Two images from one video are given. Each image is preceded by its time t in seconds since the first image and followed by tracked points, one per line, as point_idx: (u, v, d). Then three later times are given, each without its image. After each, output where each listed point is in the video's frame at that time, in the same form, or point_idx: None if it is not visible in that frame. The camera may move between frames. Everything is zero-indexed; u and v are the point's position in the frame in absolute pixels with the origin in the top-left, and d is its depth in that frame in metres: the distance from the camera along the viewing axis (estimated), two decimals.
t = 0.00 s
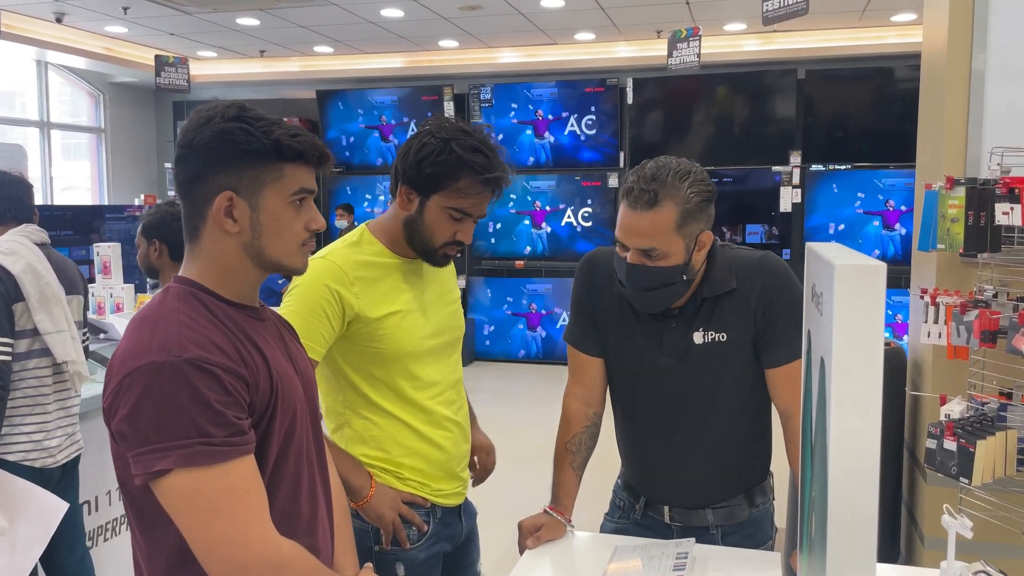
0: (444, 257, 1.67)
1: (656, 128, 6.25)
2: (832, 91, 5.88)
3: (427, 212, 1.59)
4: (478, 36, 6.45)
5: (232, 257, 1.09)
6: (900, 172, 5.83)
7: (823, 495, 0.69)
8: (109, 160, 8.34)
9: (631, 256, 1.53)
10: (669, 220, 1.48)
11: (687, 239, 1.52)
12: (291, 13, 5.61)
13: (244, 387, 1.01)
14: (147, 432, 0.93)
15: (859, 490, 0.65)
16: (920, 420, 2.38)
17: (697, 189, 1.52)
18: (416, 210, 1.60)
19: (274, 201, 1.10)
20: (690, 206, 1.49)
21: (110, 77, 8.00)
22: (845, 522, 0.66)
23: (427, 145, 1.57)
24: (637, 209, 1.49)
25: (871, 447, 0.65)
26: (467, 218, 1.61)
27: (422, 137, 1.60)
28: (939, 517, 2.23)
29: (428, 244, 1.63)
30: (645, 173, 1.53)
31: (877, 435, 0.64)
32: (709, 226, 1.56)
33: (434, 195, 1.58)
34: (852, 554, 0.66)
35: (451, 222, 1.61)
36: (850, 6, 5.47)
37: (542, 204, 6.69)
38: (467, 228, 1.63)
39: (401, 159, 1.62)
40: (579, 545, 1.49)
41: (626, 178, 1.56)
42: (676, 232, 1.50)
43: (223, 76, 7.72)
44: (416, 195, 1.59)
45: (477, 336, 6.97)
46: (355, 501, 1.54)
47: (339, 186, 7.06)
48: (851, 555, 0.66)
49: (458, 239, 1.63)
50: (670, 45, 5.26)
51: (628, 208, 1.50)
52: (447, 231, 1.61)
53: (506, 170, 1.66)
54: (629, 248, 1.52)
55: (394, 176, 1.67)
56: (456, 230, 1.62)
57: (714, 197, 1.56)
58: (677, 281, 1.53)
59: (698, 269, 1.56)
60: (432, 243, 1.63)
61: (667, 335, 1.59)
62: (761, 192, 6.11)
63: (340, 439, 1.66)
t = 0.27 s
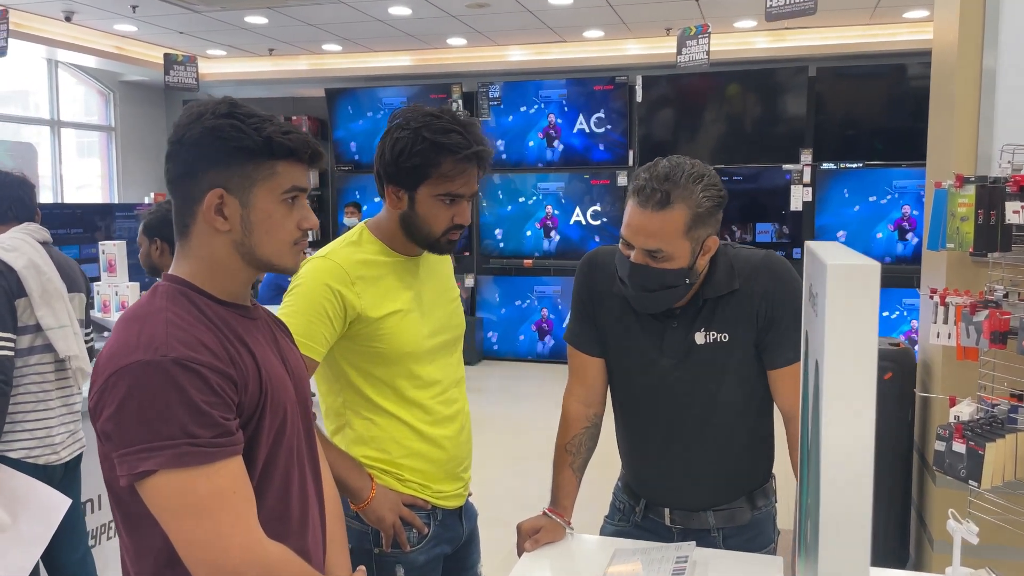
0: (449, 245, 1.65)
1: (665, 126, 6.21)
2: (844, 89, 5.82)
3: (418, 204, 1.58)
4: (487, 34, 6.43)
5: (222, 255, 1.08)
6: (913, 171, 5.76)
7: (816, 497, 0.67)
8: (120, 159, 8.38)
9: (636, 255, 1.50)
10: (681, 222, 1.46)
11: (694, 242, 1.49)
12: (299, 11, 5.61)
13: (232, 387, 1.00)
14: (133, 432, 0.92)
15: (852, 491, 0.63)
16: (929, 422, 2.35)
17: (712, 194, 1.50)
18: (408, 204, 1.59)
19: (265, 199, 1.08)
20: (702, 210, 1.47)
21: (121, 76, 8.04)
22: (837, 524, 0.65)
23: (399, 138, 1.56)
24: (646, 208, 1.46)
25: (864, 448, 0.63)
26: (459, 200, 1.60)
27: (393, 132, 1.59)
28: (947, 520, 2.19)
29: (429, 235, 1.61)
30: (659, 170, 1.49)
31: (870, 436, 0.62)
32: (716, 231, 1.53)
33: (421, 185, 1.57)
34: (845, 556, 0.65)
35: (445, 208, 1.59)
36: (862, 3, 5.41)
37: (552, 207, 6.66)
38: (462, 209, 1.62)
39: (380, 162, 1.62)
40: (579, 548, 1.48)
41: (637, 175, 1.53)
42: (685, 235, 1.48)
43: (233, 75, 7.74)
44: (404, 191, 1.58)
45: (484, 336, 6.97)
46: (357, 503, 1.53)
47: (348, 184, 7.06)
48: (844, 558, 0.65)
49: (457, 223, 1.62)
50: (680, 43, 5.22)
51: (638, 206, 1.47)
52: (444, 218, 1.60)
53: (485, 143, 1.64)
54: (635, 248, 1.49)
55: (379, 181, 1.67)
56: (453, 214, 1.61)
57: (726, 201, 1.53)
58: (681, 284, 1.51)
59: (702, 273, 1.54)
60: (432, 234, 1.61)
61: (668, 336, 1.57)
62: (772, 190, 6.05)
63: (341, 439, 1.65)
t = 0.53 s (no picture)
0: (442, 234, 1.62)
1: (672, 124, 6.17)
2: (853, 85, 5.76)
3: (405, 196, 1.57)
4: (493, 31, 6.41)
5: (209, 251, 1.06)
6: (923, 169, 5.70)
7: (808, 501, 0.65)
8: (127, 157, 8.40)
9: (634, 256, 1.48)
10: (677, 220, 1.43)
11: (693, 240, 1.47)
12: (305, 8, 5.60)
13: (216, 388, 0.98)
14: (113, 433, 0.90)
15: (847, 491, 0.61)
16: (938, 423, 2.33)
17: (707, 189, 1.48)
18: (395, 199, 1.58)
19: (253, 194, 1.07)
20: (699, 207, 1.45)
21: (128, 74, 8.06)
22: (831, 526, 0.62)
23: (378, 131, 1.56)
24: (642, 207, 1.44)
25: (859, 449, 0.60)
26: (446, 186, 1.58)
27: (371, 128, 1.58)
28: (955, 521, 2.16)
29: (420, 228, 1.59)
30: (653, 168, 1.48)
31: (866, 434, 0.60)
32: (715, 228, 1.51)
33: (406, 176, 1.55)
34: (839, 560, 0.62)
35: (433, 196, 1.57)
36: None
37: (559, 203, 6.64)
38: (450, 195, 1.60)
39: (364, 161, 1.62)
40: (577, 550, 1.45)
41: (630, 177, 1.51)
42: (682, 234, 1.45)
43: (239, 73, 7.75)
44: (389, 185, 1.57)
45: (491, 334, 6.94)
46: (351, 504, 1.50)
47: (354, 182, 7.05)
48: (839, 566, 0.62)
49: (448, 210, 1.59)
50: (687, 39, 5.18)
51: (633, 206, 1.45)
52: (434, 208, 1.58)
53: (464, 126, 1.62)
54: (632, 248, 1.47)
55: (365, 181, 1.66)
56: (442, 201, 1.58)
57: (724, 195, 1.51)
58: (681, 284, 1.48)
59: (703, 272, 1.51)
60: (422, 225, 1.59)
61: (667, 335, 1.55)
62: (780, 188, 6.00)
63: (335, 440, 1.63)
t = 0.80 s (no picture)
0: (447, 224, 1.60)
1: (673, 122, 6.13)
2: (856, 83, 5.73)
3: (407, 188, 1.54)
4: (494, 28, 6.37)
5: (206, 252, 1.03)
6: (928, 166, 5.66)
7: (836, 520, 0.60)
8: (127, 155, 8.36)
9: (638, 236, 1.48)
10: (682, 198, 1.43)
11: (699, 223, 1.46)
12: (306, 6, 5.56)
13: (214, 394, 0.95)
14: (107, 441, 0.87)
15: (873, 506, 0.56)
16: (945, 424, 2.27)
17: (714, 171, 1.48)
18: (396, 193, 1.55)
19: (252, 192, 1.03)
20: (704, 184, 1.44)
21: (128, 72, 8.02)
22: (862, 551, 0.56)
23: (373, 127, 1.55)
24: (648, 184, 1.44)
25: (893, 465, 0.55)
26: (446, 173, 1.57)
27: (364, 124, 1.57)
28: (965, 524, 2.13)
29: (424, 220, 1.56)
30: (660, 151, 1.49)
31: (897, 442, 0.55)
32: (722, 215, 1.49)
33: (407, 168, 1.54)
34: None
35: (435, 185, 1.56)
36: None
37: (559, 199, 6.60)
38: (452, 183, 1.59)
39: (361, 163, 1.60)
40: (583, 557, 1.42)
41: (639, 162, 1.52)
42: (688, 213, 1.44)
43: (239, 71, 7.71)
44: (390, 181, 1.55)
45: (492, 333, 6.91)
46: (348, 510, 1.47)
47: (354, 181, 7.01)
48: None
49: (451, 198, 1.58)
50: (690, 36, 5.14)
51: (639, 185, 1.46)
52: (437, 197, 1.56)
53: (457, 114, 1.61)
54: (636, 228, 1.47)
55: (363, 185, 1.64)
56: (445, 190, 1.57)
57: (732, 182, 1.51)
58: (687, 268, 1.45)
59: (711, 261, 1.49)
60: (427, 217, 1.56)
61: (676, 336, 1.51)
62: (783, 186, 5.97)
63: (333, 443, 1.59)
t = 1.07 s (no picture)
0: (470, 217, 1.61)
1: (670, 120, 6.10)
2: (854, 82, 5.72)
3: (433, 183, 1.53)
4: (493, 27, 6.33)
5: (223, 256, 0.99)
6: (927, 165, 5.64)
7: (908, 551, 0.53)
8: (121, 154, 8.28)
9: (665, 235, 1.46)
10: (714, 202, 1.40)
11: (731, 228, 1.44)
12: (303, 4, 5.51)
13: (235, 404, 0.91)
14: (124, 455, 0.83)
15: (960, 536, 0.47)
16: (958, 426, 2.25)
17: (750, 177, 1.45)
18: (422, 189, 1.53)
19: (271, 193, 1.00)
20: (738, 190, 1.42)
21: (122, 70, 7.94)
22: None
23: (394, 122, 1.53)
24: (681, 184, 1.41)
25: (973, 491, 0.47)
26: (468, 165, 1.58)
27: (380, 121, 1.56)
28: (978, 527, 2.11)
29: (451, 214, 1.56)
30: (697, 149, 1.45)
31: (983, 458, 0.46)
32: (751, 218, 1.47)
33: (432, 162, 1.53)
34: None
35: (459, 176, 1.57)
36: None
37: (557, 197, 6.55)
38: (473, 174, 1.60)
39: (377, 162, 1.57)
40: (604, 562, 1.37)
41: (672, 158, 1.48)
42: (719, 218, 1.42)
43: (234, 69, 7.64)
44: (413, 176, 1.53)
45: (490, 333, 6.88)
46: (363, 519, 1.42)
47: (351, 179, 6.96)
48: None
49: (474, 188, 1.60)
50: (690, 35, 5.11)
51: (673, 182, 1.42)
52: (463, 189, 1.57)
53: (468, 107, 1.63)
54: (664, 227, 1.45)
55: (376, 187, 1.61)
56: (468, 181, 1.58)
57: (766, 185, 1.49)
58: (711, 271, 1.42)
59: (736, 262, 1.46)
60: (455, 210, 1.56)
61: (698, 338, 1.48)
62: (782, 185, 5.95)
63: (346, 447, 1.56)
